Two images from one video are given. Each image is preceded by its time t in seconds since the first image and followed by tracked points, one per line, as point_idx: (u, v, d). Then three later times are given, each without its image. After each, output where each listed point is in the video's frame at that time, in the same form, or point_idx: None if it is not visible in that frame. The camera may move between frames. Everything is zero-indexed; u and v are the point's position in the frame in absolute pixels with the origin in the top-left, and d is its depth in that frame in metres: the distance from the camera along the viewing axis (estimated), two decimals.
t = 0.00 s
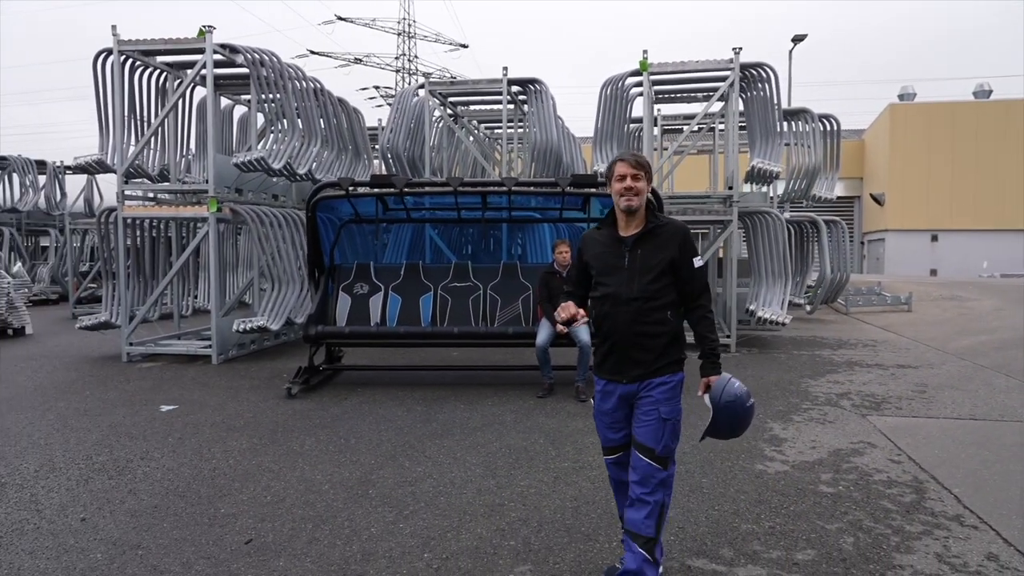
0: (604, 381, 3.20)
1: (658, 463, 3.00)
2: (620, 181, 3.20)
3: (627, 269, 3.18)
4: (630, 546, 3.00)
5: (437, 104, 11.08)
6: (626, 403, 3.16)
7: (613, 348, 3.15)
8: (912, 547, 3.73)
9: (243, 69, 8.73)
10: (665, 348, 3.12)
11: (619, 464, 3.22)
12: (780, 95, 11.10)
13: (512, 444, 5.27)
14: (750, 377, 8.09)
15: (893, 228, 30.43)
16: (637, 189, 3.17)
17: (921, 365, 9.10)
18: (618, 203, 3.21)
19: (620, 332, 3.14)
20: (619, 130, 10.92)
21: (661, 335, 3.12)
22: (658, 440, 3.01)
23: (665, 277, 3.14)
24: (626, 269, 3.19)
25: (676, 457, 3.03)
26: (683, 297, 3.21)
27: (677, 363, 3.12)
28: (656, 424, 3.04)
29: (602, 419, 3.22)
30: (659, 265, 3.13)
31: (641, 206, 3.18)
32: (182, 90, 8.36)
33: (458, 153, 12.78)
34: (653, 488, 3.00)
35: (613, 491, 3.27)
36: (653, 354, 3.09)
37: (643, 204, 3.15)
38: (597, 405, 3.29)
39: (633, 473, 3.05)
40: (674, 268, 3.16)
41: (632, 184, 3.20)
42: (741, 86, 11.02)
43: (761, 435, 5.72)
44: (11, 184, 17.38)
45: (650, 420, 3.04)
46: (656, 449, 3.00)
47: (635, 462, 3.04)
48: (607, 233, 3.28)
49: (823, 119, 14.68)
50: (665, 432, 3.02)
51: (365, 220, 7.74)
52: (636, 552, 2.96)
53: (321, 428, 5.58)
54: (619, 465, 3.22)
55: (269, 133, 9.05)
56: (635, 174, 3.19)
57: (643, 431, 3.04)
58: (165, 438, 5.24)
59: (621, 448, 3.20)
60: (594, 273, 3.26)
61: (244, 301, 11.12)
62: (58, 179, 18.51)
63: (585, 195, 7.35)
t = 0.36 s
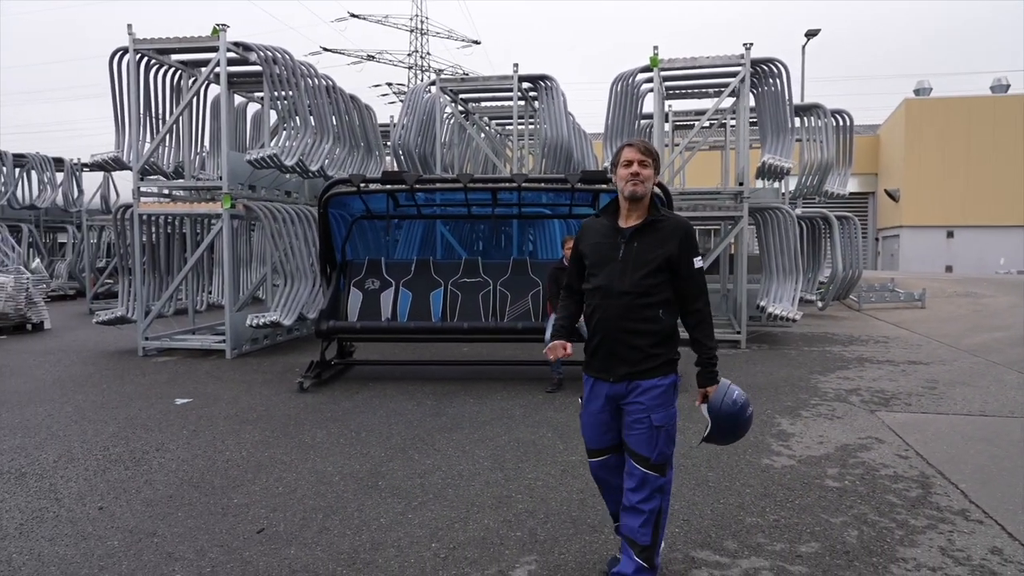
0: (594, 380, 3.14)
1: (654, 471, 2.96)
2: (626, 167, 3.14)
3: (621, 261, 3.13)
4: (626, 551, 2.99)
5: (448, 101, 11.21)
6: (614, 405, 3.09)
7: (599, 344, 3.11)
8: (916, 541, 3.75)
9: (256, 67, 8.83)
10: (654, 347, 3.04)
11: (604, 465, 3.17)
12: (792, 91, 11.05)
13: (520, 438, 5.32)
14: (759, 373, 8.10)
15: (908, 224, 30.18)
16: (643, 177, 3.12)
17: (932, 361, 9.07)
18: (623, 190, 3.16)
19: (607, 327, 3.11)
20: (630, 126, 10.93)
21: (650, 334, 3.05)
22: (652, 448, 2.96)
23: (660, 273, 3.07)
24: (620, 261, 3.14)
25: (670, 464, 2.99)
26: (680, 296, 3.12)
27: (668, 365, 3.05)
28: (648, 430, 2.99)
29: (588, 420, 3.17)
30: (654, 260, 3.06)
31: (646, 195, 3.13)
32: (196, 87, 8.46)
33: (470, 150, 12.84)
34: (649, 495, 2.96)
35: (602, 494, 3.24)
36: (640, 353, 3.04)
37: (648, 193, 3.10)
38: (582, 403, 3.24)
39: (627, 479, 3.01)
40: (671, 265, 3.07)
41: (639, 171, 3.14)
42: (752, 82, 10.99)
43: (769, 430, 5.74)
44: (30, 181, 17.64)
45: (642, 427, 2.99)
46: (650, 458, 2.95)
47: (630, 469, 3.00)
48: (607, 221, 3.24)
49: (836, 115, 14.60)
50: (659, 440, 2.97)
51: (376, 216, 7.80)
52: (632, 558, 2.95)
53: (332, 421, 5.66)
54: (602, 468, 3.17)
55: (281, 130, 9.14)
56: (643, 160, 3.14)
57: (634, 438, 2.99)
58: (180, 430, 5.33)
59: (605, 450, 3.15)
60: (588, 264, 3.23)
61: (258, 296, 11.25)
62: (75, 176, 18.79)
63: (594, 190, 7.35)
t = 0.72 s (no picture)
0: (580, 377, 3.14)
1: (648, 471, 2.98)
2: (622, 162, 3.15)
3: (616, 260, 3.11)
4: (624, 549, 3.01)
5: (453, 98, 11.24)
6: (597, 403, 3.09)
7: (590, 343, 3.10)
8: (916, 536, 3.77)
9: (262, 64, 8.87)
10: (645, 348, 3.05)
11: (568, 460, 3.13)
12: (797, 87, 11.03)
13: (523, 434, 5.35)
14: (764, 370, 8.11)
15: (915, 221, 30.02)
16: (638, 172, 3.12)
17: (937, 358, 9.07)
18: (618, 186, 3.16)
19: (599, 327, 3.09)
20: (635, 122, 10.93)
21: (641, 334, 3.06)
22: (645, 448, 2.98)
23: (655, 273, 3.07)
24: (615, 260, 3.12)
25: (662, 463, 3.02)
26: (673, 296, 3.12)
27: (659, 365, 3.07)
28: (639, 431, 3.01)
29: (564, 415, 3.12)
30: (650, 260, 3.06)
31: (641, 191, 3.12)
32: (203, 85, 8.51)
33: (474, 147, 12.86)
34: (643, 495, 2.98)
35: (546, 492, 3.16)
36: (631, 354, 3.04)
37: (643, 188, 3.09)
38: (558, 398, 3.20)
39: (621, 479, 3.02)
40: (666, 265, 3.07)
41: (633, 167, 3.15)
42: (758, 79, 11.01)
43: (772, 427, 5.75)
44: (38, 179, 17.79)
45: (634, 428, 3.01)
46: (644, 458, 2.98)
47: (624, 469, 3.02)
48: (601, 217, 3.23)
49: (842, 111, 14.58)
50: (651, 440, 2.99)
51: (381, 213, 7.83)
52: (629, 556, 2.98)
53: (337, 417, 5.71)
54: (566, 464, 3.14)
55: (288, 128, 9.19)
56: (638, 156, 3.15)
57: (628, 438, 3.01)
58: (186, 425, 5.39)
59: (578, 446, 3.13)
60: (581, 262, 3.21)
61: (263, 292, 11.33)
62: (82, 173, 18.97)
63: (597, 187, 7.35)
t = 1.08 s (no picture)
0: (554, 376, 3.12)
1: (631, 465, 3.00)
2: (585, 161, 3.19)
3: (586, 258, 3.14)
4: (615, 545, 3.03)
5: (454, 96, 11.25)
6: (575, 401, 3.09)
7: (564, 342, 3.10)
8: (913, 533, 3.79)
9: (264, 62, 8.89)
10: (617, 343, 3.09)
11: (546, 461, 3.12)
12: (798, 84, 11.02)
13: (522, 431, 5.38)
14: (764, 367, 8.12)
15: (918, 219, 29.96)
16: (602, 169, 3.16)
17: (937, 356, 9.08)
18: (582, 184, 3.19)
19: (572, 324, 3.10)
20: (636, 120, 10.93)
21: (612, 329, 3.09)
22: (627, 442, 3.00)
23: (624, 269, 3.11)
24: (585, 258, 3.15)
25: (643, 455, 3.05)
26: (641, 290, 3.18)
27: (631, 359, 3.12)
28: (619, 425, 3.03)
29: (542, 416, 3.11)
30: (619, 257, 3.10)
31: (605, 189, 3.16)
32: (205, 83, 8.53)
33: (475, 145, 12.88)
34: (629, 489, 3.00)
35: (523, 489, 3.15)
36: (605, 349, 3.07)
37: (607, 186, 3.13)
38: (533, 399, 3.19)
39: (604, 475, 3.04)
40: (634, 260, 3.12)
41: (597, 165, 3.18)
42: (759, 77, 10.98)
43: (771, 425, 5.76)
44: (41, 176, 17.83)
45: (614, 422, 3.03)
46: (627, 452, 3.00)
47: (607, 466, 3.03)
48: (568, 216, 3.25)
49: (844, 109, 14.57)
50: (632, 433, 3.02)
51: (382, 210, 7.83)
52: (622, 551, 3.00)
53: (338, 414, 5.73)
54: (545, 464, 3.13)
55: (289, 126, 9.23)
56: (601, 154, 3.19)
57: (609, 434, 3.03)
58: (188, 422, 5.42)
59: (557, 445, 3.12)
60: (550, 262, 3.23)
61: (265, 290, 11.36)
62: (85, 171, 19.03)
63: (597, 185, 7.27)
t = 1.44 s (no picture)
0: (525, 371, 3.14)
1: (605, 452, 3.04)
2: (537, 163, 3.18)
3: (549, 258, 3.16)
4: (599, 536, 3.03)
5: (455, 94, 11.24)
6: (549, 392, 3.12)
7: (535, 339, 3.12)
8: (912, 531, 3.80)
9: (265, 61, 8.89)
10: (587, 336, 3.13)
11: (528, 452, 3.15)
12: (800, 83, 11.00)
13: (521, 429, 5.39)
14: (764, 366, 8.13)
15: (919, 217, 29.93)
16: (555, 171, 3.15)
17: (938, 355, 9.09)
18: (536, 187, 3.18)
19: (543, 320, 3.12)
20: (636, 118, 10.93)
21: (581, 324, 3.13)
22: (600, 430, 3.03)
23: (587, 265, 3.14)
24: (549, 258, 3.17)
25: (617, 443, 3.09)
26: (602, 285, 3.22)
27: (600, 350, 3.16)
28: (592, 414, 3.06)
29: (518, 409, 3.14)
30: (581, 254, 3.13)
31: (560, 189, 3.16)
32: (206, 81, 8.53)
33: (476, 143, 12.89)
34: (606, 477, 3.03)
35: (514, 482, 3.17)
36: (575, 343, 3.10)
37: (562, 186, 3.13)
38: (506, 394, 3.20)
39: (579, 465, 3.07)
40: (595, 256, 3.16)
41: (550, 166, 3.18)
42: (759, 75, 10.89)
43: (772, 423, 5.78)
44: (43, 174, 17.83)
45: (587, 412, 3.05)
46: (600, 440, 3.03)
47: (581, 455, 3.05)
48: (527, 219, 3.25)
49: (845, 107, 14.57)
50: (604, 422, 3.05)
51: (384, 209, 7.83)
52: (608, 541, 3.00)
53: (338, 412, 5.75)
54: (528, 456, 3.16)
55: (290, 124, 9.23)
56: (553, 155, 3.19)
57: (582, 424, 3.05)
58: (188, 420, 5.43)
59: (535, 437, 3.14)
60: (514, 264, 3.22)
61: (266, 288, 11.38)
62: (86, 169, 19.06)
63: (598, 183, 7.23)
